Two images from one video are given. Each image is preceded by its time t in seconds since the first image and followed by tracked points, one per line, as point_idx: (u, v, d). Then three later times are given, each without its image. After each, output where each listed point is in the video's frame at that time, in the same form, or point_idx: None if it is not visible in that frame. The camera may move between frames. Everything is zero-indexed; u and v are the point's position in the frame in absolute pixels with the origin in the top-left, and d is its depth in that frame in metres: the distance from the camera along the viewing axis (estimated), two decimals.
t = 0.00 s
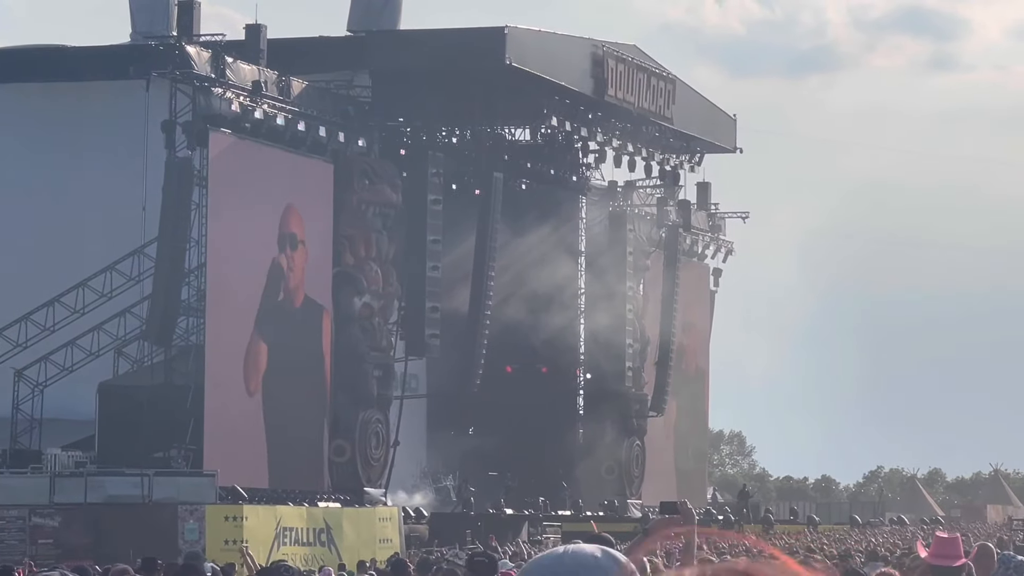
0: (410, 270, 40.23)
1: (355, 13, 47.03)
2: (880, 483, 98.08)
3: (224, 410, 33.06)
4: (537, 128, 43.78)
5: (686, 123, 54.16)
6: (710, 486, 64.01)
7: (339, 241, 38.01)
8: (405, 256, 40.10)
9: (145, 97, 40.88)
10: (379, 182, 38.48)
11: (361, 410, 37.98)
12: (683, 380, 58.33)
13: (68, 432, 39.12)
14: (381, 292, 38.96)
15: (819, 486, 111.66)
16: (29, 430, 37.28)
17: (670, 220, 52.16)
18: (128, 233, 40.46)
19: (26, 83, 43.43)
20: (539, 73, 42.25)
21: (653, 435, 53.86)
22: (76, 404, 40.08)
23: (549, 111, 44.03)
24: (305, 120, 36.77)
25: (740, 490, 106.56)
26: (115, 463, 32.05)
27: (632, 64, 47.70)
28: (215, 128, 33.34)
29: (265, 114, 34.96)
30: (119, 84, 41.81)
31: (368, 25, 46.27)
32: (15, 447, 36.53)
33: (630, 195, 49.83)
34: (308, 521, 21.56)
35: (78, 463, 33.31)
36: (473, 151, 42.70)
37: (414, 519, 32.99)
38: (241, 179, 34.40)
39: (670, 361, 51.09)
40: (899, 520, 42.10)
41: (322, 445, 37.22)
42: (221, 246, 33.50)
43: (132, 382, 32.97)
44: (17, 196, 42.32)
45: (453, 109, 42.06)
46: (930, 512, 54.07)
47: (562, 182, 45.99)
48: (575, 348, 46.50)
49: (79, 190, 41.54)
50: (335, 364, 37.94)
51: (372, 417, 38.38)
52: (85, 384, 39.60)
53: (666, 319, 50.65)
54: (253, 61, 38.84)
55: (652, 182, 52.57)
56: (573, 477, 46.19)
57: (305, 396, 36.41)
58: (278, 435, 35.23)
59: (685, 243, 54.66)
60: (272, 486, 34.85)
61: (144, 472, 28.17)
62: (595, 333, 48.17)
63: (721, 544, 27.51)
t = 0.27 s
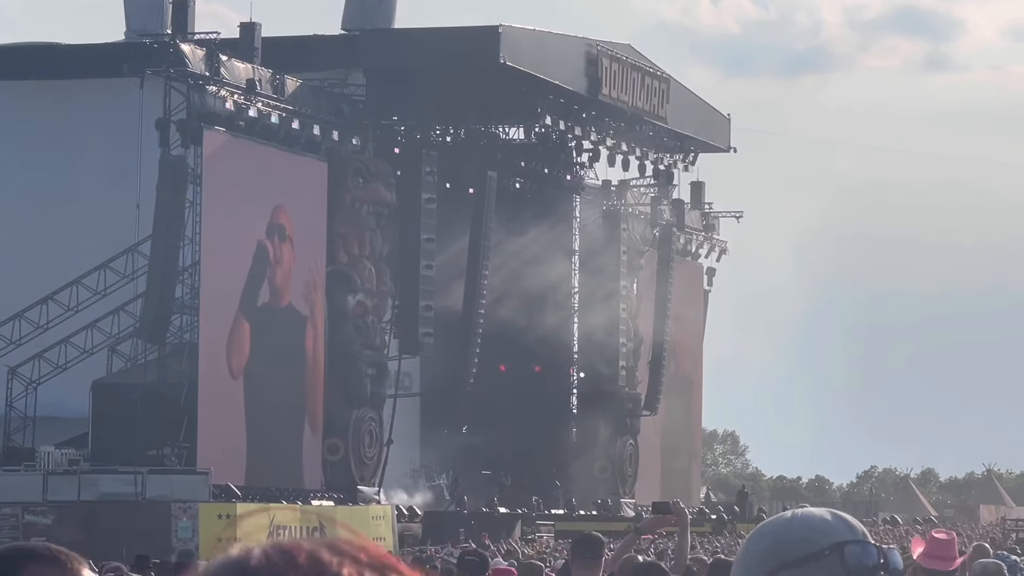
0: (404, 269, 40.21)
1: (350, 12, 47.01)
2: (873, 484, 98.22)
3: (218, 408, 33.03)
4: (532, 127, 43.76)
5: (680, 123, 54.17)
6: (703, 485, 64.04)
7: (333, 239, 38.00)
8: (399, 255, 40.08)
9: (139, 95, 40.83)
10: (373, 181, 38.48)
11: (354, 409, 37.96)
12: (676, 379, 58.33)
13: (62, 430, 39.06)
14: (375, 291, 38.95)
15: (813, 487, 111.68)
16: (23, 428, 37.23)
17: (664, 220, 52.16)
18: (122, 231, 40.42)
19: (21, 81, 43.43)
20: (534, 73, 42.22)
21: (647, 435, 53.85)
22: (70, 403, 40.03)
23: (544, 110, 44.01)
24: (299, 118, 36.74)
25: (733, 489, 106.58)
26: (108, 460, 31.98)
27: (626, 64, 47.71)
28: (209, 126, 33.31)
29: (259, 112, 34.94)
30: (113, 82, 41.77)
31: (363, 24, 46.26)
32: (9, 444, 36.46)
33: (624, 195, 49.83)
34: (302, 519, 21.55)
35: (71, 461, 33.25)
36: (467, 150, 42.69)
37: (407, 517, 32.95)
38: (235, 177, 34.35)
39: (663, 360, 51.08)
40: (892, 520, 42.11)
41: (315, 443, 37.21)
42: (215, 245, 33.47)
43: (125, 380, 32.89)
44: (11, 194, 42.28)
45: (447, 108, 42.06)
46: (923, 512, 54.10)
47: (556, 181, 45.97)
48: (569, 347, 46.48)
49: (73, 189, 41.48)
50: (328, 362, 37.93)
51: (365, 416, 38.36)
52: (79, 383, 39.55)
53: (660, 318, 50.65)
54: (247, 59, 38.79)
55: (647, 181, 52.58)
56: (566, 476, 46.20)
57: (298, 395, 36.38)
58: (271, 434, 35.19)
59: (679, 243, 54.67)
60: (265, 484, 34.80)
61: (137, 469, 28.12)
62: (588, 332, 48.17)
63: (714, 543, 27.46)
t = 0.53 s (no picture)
0: (398, 269, 40.22)
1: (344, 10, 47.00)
2: (867, 483, 98.33)
3: (212, 407, 33.01)
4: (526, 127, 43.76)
5: (675, 123, 54.19)
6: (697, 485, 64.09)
7: (328, 238, 38.00)
8: (393, 254, 40.09)
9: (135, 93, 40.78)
10: (368, 180, 38.49)
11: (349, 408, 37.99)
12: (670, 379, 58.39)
13: (55, 428, 39.06)
14: (370, 290, 38.97)
15: (807, 486, 111.75)
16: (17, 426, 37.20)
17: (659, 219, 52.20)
18: (116, 230, 40.38)
19: (16, 80, 43.38)
20: (529, 72, 42.22)
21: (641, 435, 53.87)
22: (64, 402, 39.99)
23: (539, 110, 44.01)
24: (294, 117, 36.72)
25: (727, 489, 106.63)
26: (102, 458, 31.93)
27: (622, 64, 47.73)
28: (204, 125, 33.27)
29: (255, 111, 34.91)
30: (108, 80, 41.71)
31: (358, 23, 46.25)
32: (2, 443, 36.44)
33: (619, 195, 49.84)
34: (296, 519, 21.53)
35: (65, 460, 33.20)
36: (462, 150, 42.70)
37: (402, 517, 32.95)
38: (230, 176, 34.30)
39: (658, 360, 51.10)
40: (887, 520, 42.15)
41: (310, 442, 37.22)
42: (211, 243, 33.41)
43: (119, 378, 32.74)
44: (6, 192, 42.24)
45: (442, 108, 42.06)
46: (917, 512, 54.18)
47: (551, 180, 45.96)
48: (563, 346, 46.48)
49: (67, 187, 41.44)
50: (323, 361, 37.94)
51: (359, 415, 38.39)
52: (73, 381, 39.51)
53: (655, 318, 50.66)
54: (242, 58, 38.76)
55: (642, 181, 52.60)
56: (560, 476, 46.22)
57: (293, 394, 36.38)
58: (265, 433, 35.19)
59: (673, 242, 54.69)
60: (260, 483, 34.78)
61: (131, 467, 28.11)
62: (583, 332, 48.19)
63: (709, 543, 27.47)
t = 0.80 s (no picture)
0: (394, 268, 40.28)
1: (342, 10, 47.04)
2: (864, 484, 98.39)
3: (207, 407, 33.05)
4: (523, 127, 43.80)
5: (672, 123, 54.23)
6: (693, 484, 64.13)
7: (324, 238, 38.06)
8: (389, 254, 40.14)
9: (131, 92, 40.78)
10: (364, 180, 38.57)
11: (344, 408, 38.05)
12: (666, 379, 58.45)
13: (52, 426, 39.10)
14: (366, 290, 39.05)
15: (804, 487, 111.82)
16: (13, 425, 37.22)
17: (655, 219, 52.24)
18: (113, 229, 40.39)
19: (12, 78, 43.38)
20: (525, 72, 42.26)
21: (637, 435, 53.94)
22: (60, 400, 40.01)
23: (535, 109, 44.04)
24: (290, 117, 36.75)
25: (724, 489, 106.66)
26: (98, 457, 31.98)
27: (618, 64, 47.78)
28: (200, 124, 33.30)
29: (251, 110, 34.95)
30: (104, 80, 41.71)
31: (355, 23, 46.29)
32: None
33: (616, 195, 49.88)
34: (291, 518, 21.60)
35: (60, 459, 33.23)
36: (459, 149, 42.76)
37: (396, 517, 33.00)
38: (226, 175, 34.32)
39: (654, 360, 51.15)
40: (882, 522, 42.18)
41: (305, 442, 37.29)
42: (206, 243, 33.43)
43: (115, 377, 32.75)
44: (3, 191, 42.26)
45: (439, 107, 42.10)
46: (913, 513, 54.21)
47: (548, 180, 45.99)
48: (559, 346, 46.53)
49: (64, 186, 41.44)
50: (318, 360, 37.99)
51: (355, 415, 38.45)
52: (69, 380, 39.54)
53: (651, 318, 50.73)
54: (239, 57, 38.79)
55: (638, 181, 52.64)
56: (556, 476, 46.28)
57: (289, 393, 36.43)
58: (261, 433, 35.25)
59: (670, 242, 54.76)
60: (256, 482, 34.84)
61: (126, 466, 28.21)
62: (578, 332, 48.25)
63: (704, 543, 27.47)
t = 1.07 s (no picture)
0: (391, 269, 40.30)
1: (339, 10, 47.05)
2: (860, 484, 98.43)
3: (203, 406, 33.06)
4: (519, 128, 43.80)
5: (668, 124, 54.25)
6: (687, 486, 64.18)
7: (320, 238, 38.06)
8: (386, 254, 40.16)
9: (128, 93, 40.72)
10: (361, 180, 38.61)
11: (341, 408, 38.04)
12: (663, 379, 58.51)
13: (48, 426, 39.09)
14: (362, 290, 39.09)
15: (800, 488, 111.84)
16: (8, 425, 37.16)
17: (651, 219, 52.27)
18: (110, 229, 40.31)
19: (10, 79, 43.34)
20: (522, 73, 42.27)
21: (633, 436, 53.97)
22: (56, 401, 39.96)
23: (532, 110, 44.04)
24: (287, 117, 36.77)
25: (720, 491, 106.68)
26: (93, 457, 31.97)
27: (615, 64, 47.82)
28: (197, 124, 33.28)
29: (247, 110, 34.96)
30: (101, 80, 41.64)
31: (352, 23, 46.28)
32: None
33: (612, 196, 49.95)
34: (287, 518, 21.58)
35: (56, 460, 33.15)
36: (456, 151, 42.82)
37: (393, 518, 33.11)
38: (222, 175, 34.30)
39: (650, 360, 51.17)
40: (879, 523, 42.12)
41: (301, 443, 37.31)
42: (203, 242, 33.41)
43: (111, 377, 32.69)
44: None
45: (436, 108, 42.16)
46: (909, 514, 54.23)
47: (544, 181, 46.00)
48: (555, 347, 46.53)
49: (60, 187, 41.38)
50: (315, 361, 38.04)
51: (352, 415, 38.44)
52: (65, 380, 39.47)
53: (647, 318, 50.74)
54: (235, 57, 38.77)
55: (635, 181, 52.68)
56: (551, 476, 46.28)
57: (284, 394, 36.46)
58: (256, 433, 35.23)
59: (666, 243, 54.78)
60: (251, 483, 34.83)
61: (123, 466, 28.32)
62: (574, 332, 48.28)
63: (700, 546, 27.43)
